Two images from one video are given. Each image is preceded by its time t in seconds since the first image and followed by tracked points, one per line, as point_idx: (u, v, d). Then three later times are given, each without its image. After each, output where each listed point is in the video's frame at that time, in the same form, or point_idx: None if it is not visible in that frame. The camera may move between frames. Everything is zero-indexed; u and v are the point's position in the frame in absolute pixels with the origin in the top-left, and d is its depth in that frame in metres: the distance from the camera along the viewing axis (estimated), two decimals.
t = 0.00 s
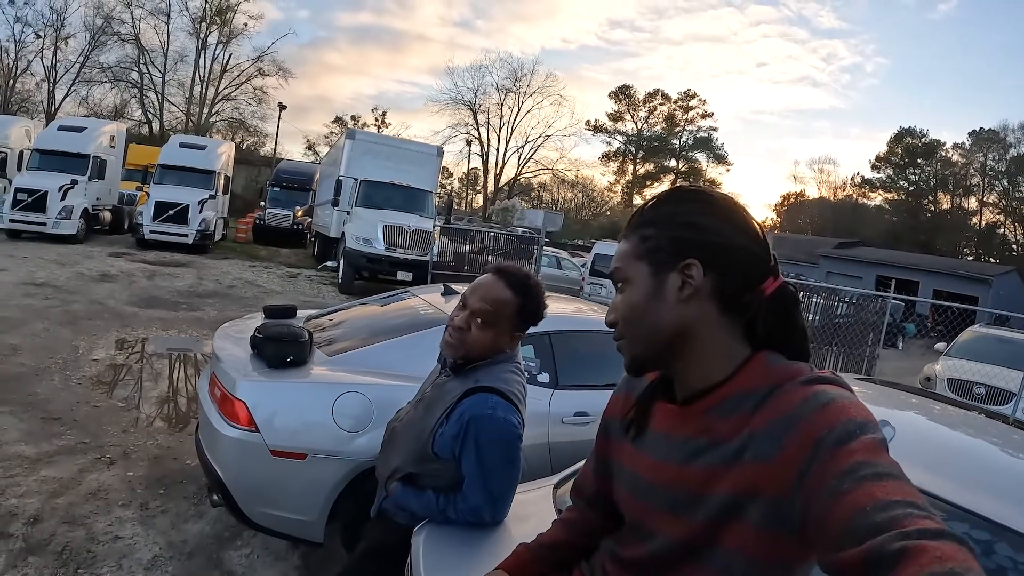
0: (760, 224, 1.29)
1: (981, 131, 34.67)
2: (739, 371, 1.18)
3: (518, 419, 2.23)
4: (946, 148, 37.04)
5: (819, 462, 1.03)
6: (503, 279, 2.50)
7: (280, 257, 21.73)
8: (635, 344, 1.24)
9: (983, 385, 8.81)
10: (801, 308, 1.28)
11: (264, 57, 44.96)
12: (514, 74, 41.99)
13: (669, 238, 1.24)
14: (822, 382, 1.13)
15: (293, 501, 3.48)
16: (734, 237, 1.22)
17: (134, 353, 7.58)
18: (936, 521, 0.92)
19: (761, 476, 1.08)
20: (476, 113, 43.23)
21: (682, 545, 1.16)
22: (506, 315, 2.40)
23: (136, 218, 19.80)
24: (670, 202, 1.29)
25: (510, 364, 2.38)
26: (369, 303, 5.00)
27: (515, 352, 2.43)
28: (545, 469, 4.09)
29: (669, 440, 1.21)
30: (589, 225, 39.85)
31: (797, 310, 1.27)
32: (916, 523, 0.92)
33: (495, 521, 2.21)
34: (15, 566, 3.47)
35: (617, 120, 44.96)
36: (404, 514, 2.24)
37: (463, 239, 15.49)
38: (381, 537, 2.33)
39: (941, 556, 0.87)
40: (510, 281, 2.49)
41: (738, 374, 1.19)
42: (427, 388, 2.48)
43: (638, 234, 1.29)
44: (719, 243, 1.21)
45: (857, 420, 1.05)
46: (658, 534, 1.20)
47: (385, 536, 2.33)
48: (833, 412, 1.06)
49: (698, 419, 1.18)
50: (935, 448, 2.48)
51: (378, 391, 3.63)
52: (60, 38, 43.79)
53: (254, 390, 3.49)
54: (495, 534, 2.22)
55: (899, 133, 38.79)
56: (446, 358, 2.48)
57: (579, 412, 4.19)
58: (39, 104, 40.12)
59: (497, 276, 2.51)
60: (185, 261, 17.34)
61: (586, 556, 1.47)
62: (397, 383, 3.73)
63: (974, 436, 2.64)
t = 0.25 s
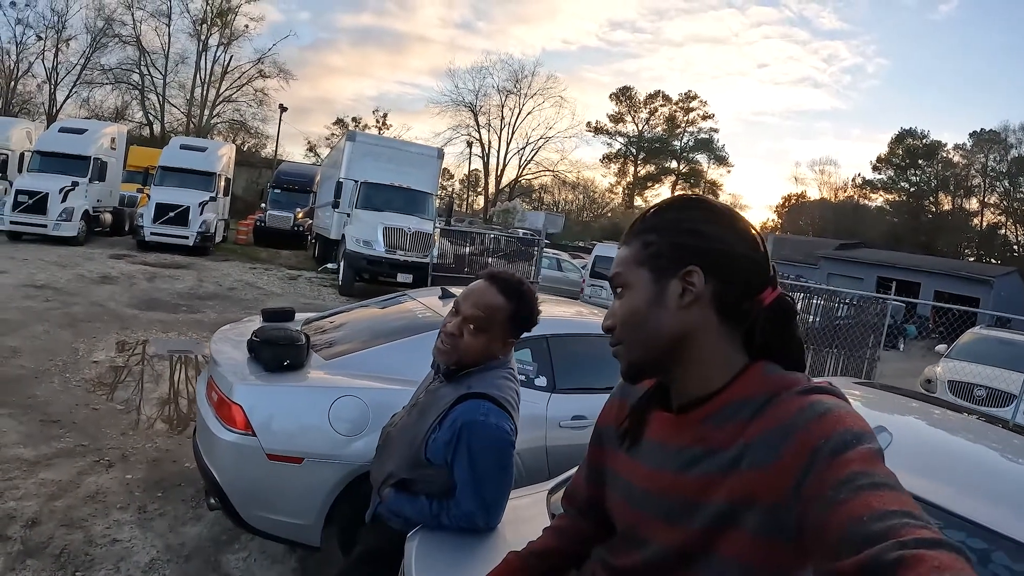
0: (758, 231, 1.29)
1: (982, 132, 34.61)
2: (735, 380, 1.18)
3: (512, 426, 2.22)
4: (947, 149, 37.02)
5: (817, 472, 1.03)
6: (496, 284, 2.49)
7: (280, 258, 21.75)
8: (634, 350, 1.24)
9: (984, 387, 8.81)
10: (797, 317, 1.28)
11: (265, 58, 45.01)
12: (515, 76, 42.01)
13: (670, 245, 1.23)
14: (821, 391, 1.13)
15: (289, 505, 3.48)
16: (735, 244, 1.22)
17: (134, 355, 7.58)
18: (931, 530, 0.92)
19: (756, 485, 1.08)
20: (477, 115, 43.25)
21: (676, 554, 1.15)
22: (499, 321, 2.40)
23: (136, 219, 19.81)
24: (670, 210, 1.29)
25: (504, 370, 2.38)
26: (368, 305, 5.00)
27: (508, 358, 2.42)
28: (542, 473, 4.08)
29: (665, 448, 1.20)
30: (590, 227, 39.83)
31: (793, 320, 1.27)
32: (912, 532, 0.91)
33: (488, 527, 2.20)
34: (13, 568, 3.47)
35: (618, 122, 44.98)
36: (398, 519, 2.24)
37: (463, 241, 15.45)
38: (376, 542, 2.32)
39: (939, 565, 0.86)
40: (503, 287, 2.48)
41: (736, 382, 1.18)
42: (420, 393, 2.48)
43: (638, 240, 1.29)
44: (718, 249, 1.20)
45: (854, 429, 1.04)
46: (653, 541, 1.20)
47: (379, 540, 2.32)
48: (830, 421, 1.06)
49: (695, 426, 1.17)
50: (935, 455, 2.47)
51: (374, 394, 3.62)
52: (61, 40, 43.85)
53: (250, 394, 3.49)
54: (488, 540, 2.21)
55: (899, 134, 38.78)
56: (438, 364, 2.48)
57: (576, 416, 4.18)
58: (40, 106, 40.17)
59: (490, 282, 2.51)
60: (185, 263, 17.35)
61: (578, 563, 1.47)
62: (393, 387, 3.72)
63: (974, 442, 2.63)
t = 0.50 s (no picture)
0: (749, 240, 1.29)
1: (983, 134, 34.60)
2: (725, 391, 1.18)
3: (503, 431, 2.22)
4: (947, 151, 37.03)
5: (803, 484, 1.03)
6: (487, 291, 2.49)
7: (281, 260, 21.74)
8: (624, 360, 1.24)
9: (984, 389, 8.82)
10: (788, 328, 1.28)
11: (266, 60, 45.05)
12: (516, 78, 42.07)
13: (662, 255, 1.23)
14: (811, 403, 1.13)
15: (285, 508, 3.48)
16: (727, 254, 1.22)
17: (134, 357, 7.58)
18: (914, 545, 0.92)
19: (744, 495, 1.07)
20: (478, 117, 43.30)
21: (664, 562, 1.15)
22: (490, 327, 2.40)
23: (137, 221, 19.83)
24: (662, 221, 1.29)
25: (494, 377, 2.37)
26: (366, 308, 5.00)
27: (499, 365, 2.42)
28: (538, 477, 4.07)
29: (654, 457, 1.20)
30: (590, 229, 39.81)
31: (784, 331, 1.27)
32: (897, 546, 0.92)
33: (480, 533, 2.20)
34: (11, 569, 3.47)
35: (619, 124, 45.01)
36: (390, 524, 2.24)
37: (464, 243, 15.53)
38: (367, 546, 2.33)
39: None
40: (494, 294, 2.48)
41: (726, 393, 1.18)
42: (412, 399, 2.47)
43: (631, 249, 1.29)
44: (710, 260, 1.20)
45: (842, 443, 1.05)
46: (641, 551, 1.19)
47: (372, 545, 2.32)
48: (818, 433, 1.06)
49: (684, 436, 1.17)
50: (931, 461, 2.46)
51: (370, 398, 3.62)
52: (62, 42, 43.94)
53: (246, 398, 3.49)
54: (480, 546, 2.21)
55: (900, 136, 38.79)
56: (429, 370, 2.48)
57: (573, 420, 4.18)
58: (42, 108, 40.22)
59: (481, 288, 2.51)
60: (185, 265, 17.36)
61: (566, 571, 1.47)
62: (389, 390, 3.72)
63: (971, 449, 2.62)
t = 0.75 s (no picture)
0: (764, 234, 1.29)
1: (986, 135, 34.58)
2: (741, 386, 1.17)
3: (511, 429, 2.22)
4: (949, 153, 37.01)
5: (821, 478, 1.02)
6: (495, 289, 2.50)
7: (283, 261, 21.76)
8: (640, 354, 1.24)
9: (987, 391, 8.81)
10: (803, 323, 1.28)
11: (268, 61, 45.09)
12: (517, 79, 42.10)
13: (679, 248, 1.23)
14: (827, 397, 1.12)
15: (289, 507, 3.48)
16: (744, 248, 1.22)
17: (136, 357, 7.59)
18: (933, 539, 0.92)
19: (761, 490, 1.07)
20: (479, 118, 43.35)
21: (678, 557, 1.15)
22: (498, 324, 2.40)
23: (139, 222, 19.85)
24: (680, 214, 1.29)
25: (503, 374, 2.37)
26: (369, 308, 4.99)
27: (507, 363, 2.43)
28: (543, 477, 4.07)
29: (669, 452, 1.20)
30: (592, 230, 39.81)
31: (800, 325, 1.26)
32: (914, 541, 0.91)
33: (488, 532, 2.20)
34: (12, 569, 3.47)
35: (621, 125, 45.02)
36: (397, 522, 2.23)
37: (466, 244, 15.85)
38: (373, 545, 2.32)
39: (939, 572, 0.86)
40: (502, 291, 2.49)
41: (741, 387, 1.17)
42: (419, 397, 2.47)
43: (646, 243, 1.29)
44: (725, 254, 1.20)
45: (860, 437, 1.04)
46: (656, 546, 1.19)
47: (377, 544, 2.32)
48: (836, 427, 1.06)
49: (699, 431, 1.17)
50: (938, 459, 2.46)
51: (374, 397, 3.62)
52: (64, 43, 44.02)
53: (250, 396, 3.49)
54: (488, 544, 2.20)
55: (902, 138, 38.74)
56: (437, 368, 2.47)
57: (577, 420, 4.18)
58: (44, 108, 40.29)
59: (489, 286, 2.52)
60: (187, 266, 17.39)
61: (577, 567, 1.47)
62: (393, 390, 3.72)
63: (975, 447, 2.62)
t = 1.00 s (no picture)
0: (770, 235, 1.29)
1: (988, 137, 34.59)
2: (744, 385, 1.17)
3: (516, 430, 2.22)
4: (952, 155, 37.02)
5: (824, 479, 1.02)
6: (501, 289, 2.50)
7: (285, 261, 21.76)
8: (643, 356, 1.23)
9: (989, 392, 8.78)
10: (807, 323, 1.28)
11: (271, 61, 45.14)
12: (520, 80, 42.16)
13: (683, 246, 1.23)
14: (829, 397, 1.12)
15: (292, 507, 3.48)
16: (747, 247, 1.22)
17: (138, 357, 7.60)
18: (940, 540, 0.92)
19: (764, 489, 1.07)
20: (482, 119, 43.39)
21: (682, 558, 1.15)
22: (503, 325, 2.40)
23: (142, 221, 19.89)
24: (682, 213, 1.29)
25: (507, 374, 2.38)
26: (372, 309, 4.99)
27: (513, 364, 2.43)
28: (546, 477, 4.06)
29: (673, 451, 1.20)
30: (594, 231, 39.82)
31: (803, 326, 1.26)
32: (920, 542, 0.91)
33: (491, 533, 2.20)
34: (15, 568, 3.48)
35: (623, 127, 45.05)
36: (400, 523, 2.23)
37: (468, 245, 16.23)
38: (376, 546, 2.32)
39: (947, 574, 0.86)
40: (508, 292, 2.49)
41: (745, 385, 1.17)
42: (424, 397, 2.47)
43: (648, 242, 1.30)
44: (729, 252, 1.21)
45: (864, 437, 1.04)
46: (662, 546, 1.19)
47: (381, 544, 2.32)
48: (841, 426, 1.05)
49: (702, 430, 1.17)
50: (940, 461, 2.45)
51: (378, 397, 3.63)
52: (68, 42, 44.10)
53: (253, 396, 3.49)
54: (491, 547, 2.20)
55: (904, 140, 38.74)
56: (441, 368, 2.48)
57: (580, 420, 4.19)
58: (47, 108, 40.36)
59: (495, 286, 2.52)
60: (190, 266, 17.41)
61: (581, 567, 1.47)
62: (397, 390, 3.72)
63: (977, 448, 2.62)
